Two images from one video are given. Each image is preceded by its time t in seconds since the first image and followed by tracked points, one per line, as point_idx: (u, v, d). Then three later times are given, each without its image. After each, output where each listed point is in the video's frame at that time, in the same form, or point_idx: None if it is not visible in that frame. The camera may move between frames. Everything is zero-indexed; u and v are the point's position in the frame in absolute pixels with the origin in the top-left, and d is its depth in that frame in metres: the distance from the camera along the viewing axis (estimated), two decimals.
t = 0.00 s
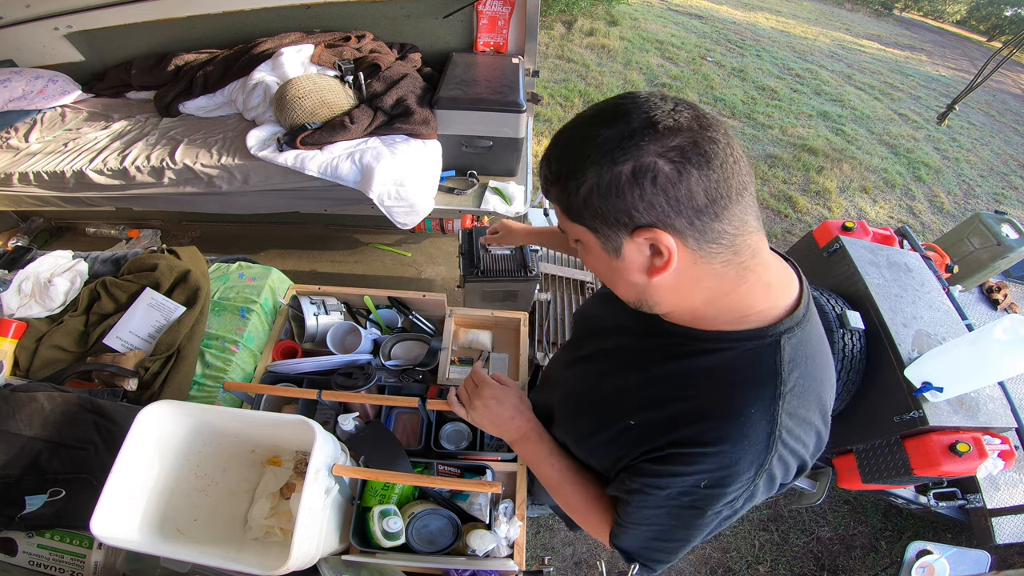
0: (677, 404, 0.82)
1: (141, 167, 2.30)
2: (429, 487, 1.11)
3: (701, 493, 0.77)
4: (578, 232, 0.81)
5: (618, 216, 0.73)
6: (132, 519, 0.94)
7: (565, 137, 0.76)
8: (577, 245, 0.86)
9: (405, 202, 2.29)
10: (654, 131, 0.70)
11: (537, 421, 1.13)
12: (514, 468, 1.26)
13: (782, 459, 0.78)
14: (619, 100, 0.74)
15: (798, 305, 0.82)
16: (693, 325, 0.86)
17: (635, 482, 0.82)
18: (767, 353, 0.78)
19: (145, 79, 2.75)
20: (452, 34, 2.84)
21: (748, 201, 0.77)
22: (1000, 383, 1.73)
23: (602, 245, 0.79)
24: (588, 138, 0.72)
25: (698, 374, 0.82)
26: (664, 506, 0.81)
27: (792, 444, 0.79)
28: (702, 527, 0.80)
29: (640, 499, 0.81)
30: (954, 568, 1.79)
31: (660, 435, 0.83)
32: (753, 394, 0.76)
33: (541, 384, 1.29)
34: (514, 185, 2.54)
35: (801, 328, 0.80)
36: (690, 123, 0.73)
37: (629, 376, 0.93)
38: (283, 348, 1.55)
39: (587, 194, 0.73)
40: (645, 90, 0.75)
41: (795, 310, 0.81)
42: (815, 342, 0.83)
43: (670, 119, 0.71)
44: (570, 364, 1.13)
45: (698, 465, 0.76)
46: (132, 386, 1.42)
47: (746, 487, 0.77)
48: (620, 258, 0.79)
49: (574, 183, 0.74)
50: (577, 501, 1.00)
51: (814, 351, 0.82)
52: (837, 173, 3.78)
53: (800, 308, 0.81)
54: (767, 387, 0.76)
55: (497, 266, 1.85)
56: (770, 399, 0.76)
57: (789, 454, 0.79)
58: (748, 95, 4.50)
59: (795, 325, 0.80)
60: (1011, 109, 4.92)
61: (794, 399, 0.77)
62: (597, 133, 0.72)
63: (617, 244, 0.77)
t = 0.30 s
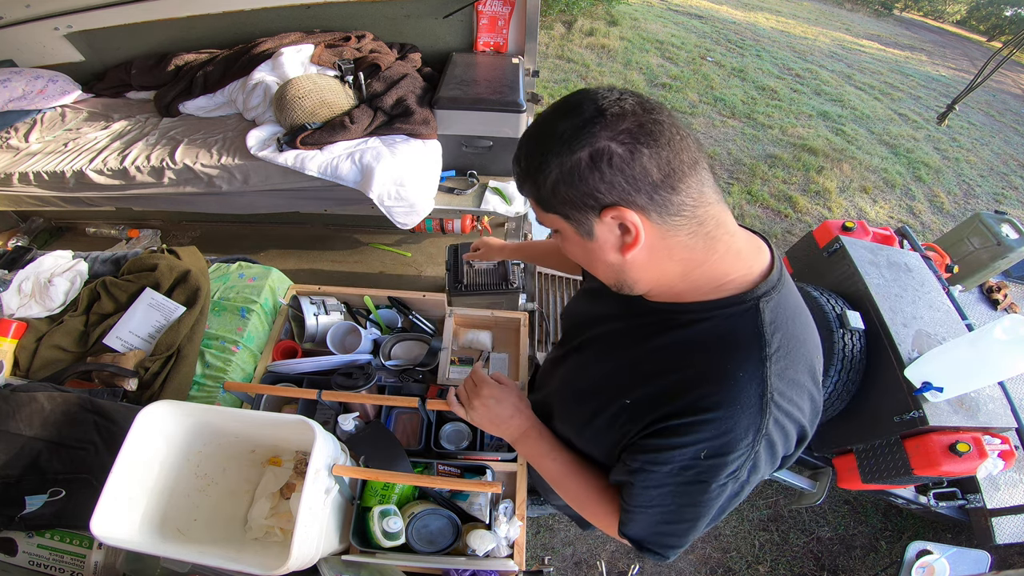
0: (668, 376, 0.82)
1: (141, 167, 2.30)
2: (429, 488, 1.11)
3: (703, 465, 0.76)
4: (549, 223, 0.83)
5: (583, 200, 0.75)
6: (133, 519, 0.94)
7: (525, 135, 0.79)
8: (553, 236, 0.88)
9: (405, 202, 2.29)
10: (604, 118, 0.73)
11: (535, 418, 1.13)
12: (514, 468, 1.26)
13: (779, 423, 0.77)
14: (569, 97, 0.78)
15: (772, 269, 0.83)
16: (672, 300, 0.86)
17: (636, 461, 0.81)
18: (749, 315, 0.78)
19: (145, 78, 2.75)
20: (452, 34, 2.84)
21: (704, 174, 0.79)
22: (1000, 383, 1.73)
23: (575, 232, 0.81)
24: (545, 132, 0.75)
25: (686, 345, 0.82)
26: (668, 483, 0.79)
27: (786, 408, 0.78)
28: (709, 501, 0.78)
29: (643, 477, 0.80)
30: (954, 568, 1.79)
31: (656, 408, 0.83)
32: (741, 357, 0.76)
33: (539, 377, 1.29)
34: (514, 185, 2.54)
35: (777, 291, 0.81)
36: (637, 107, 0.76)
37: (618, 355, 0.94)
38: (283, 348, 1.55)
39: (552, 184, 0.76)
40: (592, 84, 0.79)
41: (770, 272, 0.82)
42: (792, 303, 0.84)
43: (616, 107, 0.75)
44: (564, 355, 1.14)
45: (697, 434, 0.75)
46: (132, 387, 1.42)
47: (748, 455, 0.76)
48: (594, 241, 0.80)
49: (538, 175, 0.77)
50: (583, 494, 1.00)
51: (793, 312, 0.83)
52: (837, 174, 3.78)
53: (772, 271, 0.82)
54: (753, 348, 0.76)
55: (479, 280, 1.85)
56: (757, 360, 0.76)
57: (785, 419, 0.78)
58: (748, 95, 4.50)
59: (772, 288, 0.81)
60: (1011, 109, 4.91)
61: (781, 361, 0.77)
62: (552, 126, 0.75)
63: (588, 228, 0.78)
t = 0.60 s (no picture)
0: (671, 381, 0.82)
1: (141, 167, 2.30)
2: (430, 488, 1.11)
3: (697, 472, 0.76)
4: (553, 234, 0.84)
5: (585, 211, 0.76)
6: (133, 520, 0.94)
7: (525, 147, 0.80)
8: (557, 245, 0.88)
9: (405, 202, 2.29)
10: (605, 127, 0.74)
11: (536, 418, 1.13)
12: (514, 468, 1.27)
13: (774, 434, 0.77)
14: (569, 106, 0.78)
15: (779, 278, 0.81)
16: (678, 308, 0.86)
17: (632, 464, 0.82)
18: (751, 326, 0.77)
19: (145, 79, 2.75)
20: (452, 34, 2.84)
21: (707, 181, 0.79)
22: (1000, 383, 1.72)
23: (579, 241, 0.81)
24: (545, 143, 0.76)
25: (688, 352, 0.82)
26: (662, 487, 0.80)
27: (782, 419, 0.78)
28: (701, 507, 0.79)
29: (639, 481, 0.80)
30: (954, 568, 1.78)
31: (656, 413, 0.83)
32: (740, 368, 0.76)
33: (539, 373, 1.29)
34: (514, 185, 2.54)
35: (783, 302, 0.80)
36: (637, 115, 0.76)
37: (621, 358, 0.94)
38: (283, 348, 1.55)
39: (554, 195, 0.76)
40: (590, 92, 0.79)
41: (775, 282, 0.81)
42: (798, 314, 0.83)
43: (616, 115, 0.75)
44: (565, 357, 1.14)
45: (693, 442, 0.76)
46: (132, 387, 1.42)
47: (742, 464, 0.76)
48: (598, 250, 0.80)
49: (540, 187, 0.78)
50: (583, 494, 1.00)
51: (797, 323, 0.81)
52: (837, 174, 3.78)
53: (779, 282, 0.81)
54: (752, 360, 0.76)
55: (478, 282, 1.85)
56: (756, 372, 0.75)
57: (781, 430, 0.78)
58: (748, 95, 4.50)
59: (777, 299, 0.79)
60: (1012, 109, 4.91)
61: (781, 373, 0.77)
62: (552, 137, 0.75)
63: (592, 238, 0.79)
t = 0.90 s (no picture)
0: (691, 405, 0.83)
1: (141, 167, 2.30)
2: (429, 487, 1.11)
3: (706, 494, 0.79)
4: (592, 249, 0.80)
5: (638, 230, 0.73)
6: (132, 519, 0.94)
7: (574, 154, 0.75)
8: (591, 258, 0.85)
9: (405, 202, 2.29)
10: (673, 142, 0.70)
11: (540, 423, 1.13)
12: (514, 468, 1.26)
13: (787, 463, 0.80)
14: (634, 113, 0.74)
15: (813, 312, 0.83)
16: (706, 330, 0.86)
17: (642, 480, 0.83)
18: (779, 359, 0.79)
19: (145, 79, 2.75)
20: (452, 34, 2.84)
21: (764, 208, 0.78)
22: (1000, 383, 1.72)
23: (619, 259, 0.78)
24: (603, 152, 0.72)
25: (710, 376, 0.83)
26: (668, 504, 0.82)
27: (799, 449, 0.80)
28: (703, 526, 0.82)
29: (645, 496, 0.82)
30: (954, 568, 1.79)
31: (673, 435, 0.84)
32: (765, 399, 0.77)
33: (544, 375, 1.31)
34: (514, 185, 2.54)
35: (814, 337, 0.81)
36: (707, 132, 0.73)
37: (638, 376, 0.95)
38: (283, 348, 1.55)
39: (605, 210, 0.73)
40: (651, 101, 0.75)
41: (809, 318, 0.82)
42: (827, 349, 0.84)
43: (686, 130, 0.72)
44: (575, 366, 1.14)
45: (707, 466, 0.77)
46: (131, 386, 1.42)
47: (751, 489, 0.79)
48: (638, 271, 0.78)
49: (589, 200, 0.74)
50: (578, 497, 1.01)
51: (825, 358, 0.83)
52: (837, 174, 3.78)
53: (811, 316, 0.82)
54: (778, 393, 0.77)
55: (477, 282, 1.86)
56: (779, 405, 0.77)
57: (796, 459, 0.81)
58: (748, 95, 4.50)
59: (809, 333, 0.81)
60: (1011, 109, 4.91)
61: (804, 407, 0.79)
62: (610, 147, 0.71)
63: (636, 257, 0.76)
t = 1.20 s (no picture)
0: (719, 426, 0.84)
1: (142, 167, 2.30)
2: (429, 487, 1.12)
3: (728, 513, 0.81)
4: (736, 250, 0.71)
5: (814, 244, 0.69)
6: (133, 519, 0.94)
7: (800, 132, 0.66)
8: (702, 254, 0.75)
9: (405, 202, 2.29)
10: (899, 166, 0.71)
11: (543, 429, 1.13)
12: (514, 468, 1.26)
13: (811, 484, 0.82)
14: (851, 114, 0.70)
15: (846, 335, 0.84)
16: (735, 351, 0.86)
17: (661, 496, 0.85)
18: (813, 383, 0.80)
19: (145, 79, 2.75)
20: (452, 34, 2.84)
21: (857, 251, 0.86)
22: (1000, 383, 1.72)
23: (760, 269, 0.72)
24: (842, 147, 0.66)
25: (737, 398, 0.85)
26: (685, 519, 0.85)
27: (825, 469, 0.83)
28: (718, 541, 0.85)
29: (663, 512, 0.85)
30: (954, 568, 1.79)
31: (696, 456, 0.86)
32: (797, 423, 0.78)
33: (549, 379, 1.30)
34: (513, 185, 2.54)
35: (846, 360, 0.82)
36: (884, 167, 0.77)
37: (656, 392, 0.95)
38: (283, 348, 1.55)
39: (814, 211, 0.67)
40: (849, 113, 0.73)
41: (844, 341, 0.83)
42: (855, 372, 0.85)
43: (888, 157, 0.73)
44: (581, 376, 1.13)
45: (731, 487, 0.80)
46: (131, 386, 1.41)
47: (772, 509, 0.81)
48: (769, 285, 0.74)
49: (802, 196, 0.66)
50: (576, 501, 1.02)
51: (853, 381, 0.85)
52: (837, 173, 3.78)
53: (843, 338, 0.83)
54: (810, 418, 0.78)
55: (477, 282, 1.86)
56: (812, 430, 0.78)
57: (820, 480, 0.84)
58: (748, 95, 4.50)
59: (843, 357, 0.82)
60: (1011, 109, 4.91)
61: (833, 431, 0.81)
62: (852, 145, 0.67)
63: (784, 271, 0.72)
